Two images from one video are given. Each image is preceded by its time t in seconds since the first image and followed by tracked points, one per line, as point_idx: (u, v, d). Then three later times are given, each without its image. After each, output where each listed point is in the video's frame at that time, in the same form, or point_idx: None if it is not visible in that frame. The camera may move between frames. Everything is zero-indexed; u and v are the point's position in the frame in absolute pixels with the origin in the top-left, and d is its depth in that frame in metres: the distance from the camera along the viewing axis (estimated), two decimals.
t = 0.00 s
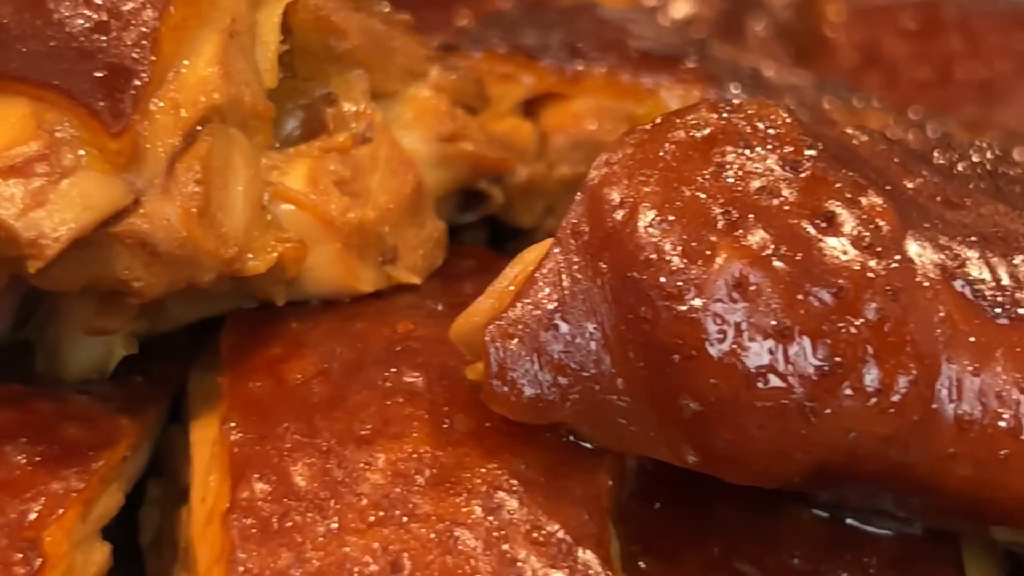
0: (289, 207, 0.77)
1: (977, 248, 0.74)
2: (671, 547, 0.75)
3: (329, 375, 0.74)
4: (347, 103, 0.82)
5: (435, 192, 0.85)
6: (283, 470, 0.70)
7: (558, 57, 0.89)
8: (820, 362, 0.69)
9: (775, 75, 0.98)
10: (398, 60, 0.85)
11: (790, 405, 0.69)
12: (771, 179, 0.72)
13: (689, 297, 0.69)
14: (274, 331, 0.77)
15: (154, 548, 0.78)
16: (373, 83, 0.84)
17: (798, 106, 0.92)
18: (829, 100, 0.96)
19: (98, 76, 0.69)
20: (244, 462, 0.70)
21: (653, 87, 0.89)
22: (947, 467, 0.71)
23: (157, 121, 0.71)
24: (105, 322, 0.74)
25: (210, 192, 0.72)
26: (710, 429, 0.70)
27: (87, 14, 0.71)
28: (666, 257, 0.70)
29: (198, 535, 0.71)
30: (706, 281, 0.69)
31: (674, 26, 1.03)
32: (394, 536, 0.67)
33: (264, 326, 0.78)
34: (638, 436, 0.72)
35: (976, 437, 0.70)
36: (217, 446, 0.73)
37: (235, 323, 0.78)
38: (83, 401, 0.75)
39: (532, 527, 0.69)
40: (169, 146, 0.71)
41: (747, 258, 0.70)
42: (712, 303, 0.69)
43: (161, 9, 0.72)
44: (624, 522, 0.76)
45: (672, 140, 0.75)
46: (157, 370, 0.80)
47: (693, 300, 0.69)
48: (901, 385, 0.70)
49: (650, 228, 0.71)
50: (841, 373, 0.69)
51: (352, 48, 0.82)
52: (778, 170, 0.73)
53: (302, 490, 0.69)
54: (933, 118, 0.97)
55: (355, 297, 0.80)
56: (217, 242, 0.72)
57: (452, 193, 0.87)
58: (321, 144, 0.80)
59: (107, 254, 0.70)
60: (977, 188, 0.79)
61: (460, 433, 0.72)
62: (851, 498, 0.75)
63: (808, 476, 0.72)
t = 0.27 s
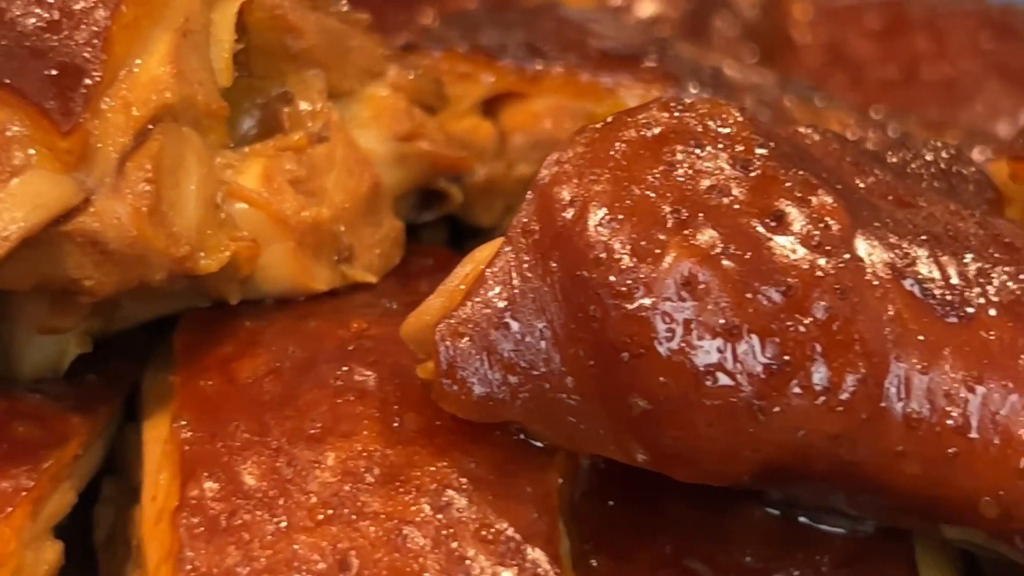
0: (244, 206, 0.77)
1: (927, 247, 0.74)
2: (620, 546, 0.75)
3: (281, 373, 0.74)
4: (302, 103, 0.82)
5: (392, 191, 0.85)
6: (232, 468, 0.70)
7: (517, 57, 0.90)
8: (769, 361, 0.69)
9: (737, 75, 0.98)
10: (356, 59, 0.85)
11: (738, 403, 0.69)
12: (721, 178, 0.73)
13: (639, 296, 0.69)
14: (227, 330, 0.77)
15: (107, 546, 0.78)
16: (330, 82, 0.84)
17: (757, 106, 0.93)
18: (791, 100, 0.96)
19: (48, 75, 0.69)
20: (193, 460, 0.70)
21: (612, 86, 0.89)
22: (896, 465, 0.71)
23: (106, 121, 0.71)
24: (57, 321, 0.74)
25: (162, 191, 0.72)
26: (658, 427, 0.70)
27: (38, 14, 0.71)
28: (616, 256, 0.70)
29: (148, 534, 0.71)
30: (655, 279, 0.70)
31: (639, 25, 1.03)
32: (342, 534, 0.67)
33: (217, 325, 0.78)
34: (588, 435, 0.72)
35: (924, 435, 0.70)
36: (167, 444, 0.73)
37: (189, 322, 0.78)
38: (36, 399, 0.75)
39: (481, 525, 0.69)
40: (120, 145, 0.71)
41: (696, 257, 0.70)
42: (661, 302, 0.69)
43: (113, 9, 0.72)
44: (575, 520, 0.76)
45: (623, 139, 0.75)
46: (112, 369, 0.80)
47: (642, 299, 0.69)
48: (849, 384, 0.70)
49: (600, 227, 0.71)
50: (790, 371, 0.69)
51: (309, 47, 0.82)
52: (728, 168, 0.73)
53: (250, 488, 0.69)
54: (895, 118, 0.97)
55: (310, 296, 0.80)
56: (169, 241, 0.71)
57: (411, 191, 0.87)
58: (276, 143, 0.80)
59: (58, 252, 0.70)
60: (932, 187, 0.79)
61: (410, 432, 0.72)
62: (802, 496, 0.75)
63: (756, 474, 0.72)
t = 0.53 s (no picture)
0: (195, 205, 0.77)
1: (875, 245, 0.74)
2: (572, 545, 0.75)
3: (231, 372, 0.75)
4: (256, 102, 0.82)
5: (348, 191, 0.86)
6: (178, 466, 0.70)
7: (476, 55, 0.90)
8: (715, 359, 0.70)
9: (697, 74, 0.98)
10: (312, 58, 0.85)
11: (685, 401, 0.70)
12: (669, 176, 0.73)
13: (586, 294, 0.69)
14: (178, 328, 0.78)
15: (59, 544, 0.78)
16: (285, 81, 0.84)
17: (715, 105, 0.93)
18: (750, 100, 0.97)
19: None
20: (140, 459, 0.71)
21: (570, 85, 0.89)
22: (842, 463, 0.71)
23: (54, 118, 0.70)
24: (8, 319, 0.74)
25: (111, 190, 0.72)
26: (605, 425, 0.70)
27: None
28: (563, 254, 0.70)
29: (96, 532, 0.71)
30: (601, 277, 0.70)
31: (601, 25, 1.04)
32: (289, 533, 0.68)
33: (169, 324, 0.78)
34: (536, 432, 0.72)
35: (871, 433, 0.71)
36: (116, 443, 0.73)
37: (141, 320, 0.79)
38: None
39: (428, 523, 0.69)
40: (67, 143, 0.70)
41: (643, 255, 0.70)
42: (608, 301, 0.69)
43: (63, 7, 0.71)
44: (525, 519, 0.76)
45: (573, 138, 0.75)
46: (66, 367, 0.80)
47: (589, 297, 0.69)
48: (795, 382, 0.70)
49: (547, 226, 0.71)
50: (736, 369, 0.70)
51: (264, 46, 0.82)
52: (677, 167, 0.73)
53: (198, 487, 0.69)
54: (854, 117, 0.98)
55: (263, 295, 0.80)
56: (118, 240, 0.72)
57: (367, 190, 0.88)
58: (230, 142, 0.80)
59: (5, 250, 0.69)
60: (881, 187, 0.79)
61: (359, 430, 0.72)
62: (752, 494, 0.76)
63: (704, 473, 0.73)
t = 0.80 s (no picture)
0: (147, 203, 0.76)
1: (825, 244, 0.74)
2: (524, 542, 0.75)
3: (181, 371, 0.75)
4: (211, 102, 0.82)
5: (305, 190, 0.86)
6: (127, 465, 0.70)
7: (434, 54, 0.90)
8: (662, 357, 0.70)
9: (659, 73, 0.99)
10: (268, 58, 0.85)
11: (632, 400, 0.70)
12: (618, 175, 0.73)
13: (534, 292, 0.69)
14: (130, 328, 0.78)
15: (11, 542, 0.79)
16: (240, 80, 0.84)
17: (675, 104, 0.93)
18: (711, 99, 0.97)
19: None
20: (89, 458, 0.71)
21: (528, 84, 0.89)
22: (791, 462, 0.72)
23: (3, 117, 0.70)
24: None
25: (61, 188, 0.71)
26: (553, 423, 0.71)
27: None
28: (512, 252, 0.70)
29: (45, 532, 0.71)
30: (550, 276, 0.70)
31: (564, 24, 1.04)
32: (237, 531, 0.68)
33: (122, 323, 0.78)
34: (485, 431, 0.72)
35: (819, 431, 0.71)
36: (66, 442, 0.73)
37: (93, 320, 0.79)
38: None
39: (376, 522, 0.69)
40: (18, 141, 0.70)
41: (591, 253, 0.70)
42: (556, 299, 0.69)
43: (12, 6, 0.71)
44: (476, 517, 0.76)
45: (523, 137, 0.76)
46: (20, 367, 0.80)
47: (537, 296, 0.69)
48: (742, 380, 0.70)
49: (497, 224, 0.71)
50: (684, 367, 0.70)
51: (219, 45, 0.82)
52: (625, 166, 0.74)
53: (145, 485, 0.69)
54: (814, 116, 0.98)
55: (217, 293, 0.80)
56: (68, 238, 0.71)
57: (324, 190, 0.88)
58: (184, 141, 0.80)
59: None
60: (833, 185, 0.80)
61: (308, 429, 0.73)
62: (704, 493, 0.76)
63: (653, 471, 0.73)
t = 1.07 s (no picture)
0: (101, 202, 0.76)
1: (777, 243, 0.74)
2: (477, 540, 0.76)
3: (134, 369, 0.75)
4: (169, 101, 0.82)
5: (262, 189, 0.85)
6: (77, 464, 0.70)
7: (395, 53, 0.90)
8: (612, 355, 0.70)
9: (621, 72, 0.99)
10: (226, 57, 0.85)
11: (582, 398, 0.70)
12: (570, 174, 0.73)
13: (485, 291, 0.70)
14: (84, 326, 0.78)
15: None
16: (198, 79, 0.84)
17: (636, 102, 0.93)
18: (673, 98, 0.97)
19: None
20: (39, 457, 0.71)
21: (488, 83, 0.89)
22: (741, 460, 0.72)
23: None
24: None
25: (13, 187, 0.70)
26: (503, 421, 0.71)
27: None
28: (463, 251, 0.70)
29: None
30: (500, 275, 0.70)
31: (529, 24, 1.04)
32: (186, 529, 0.68)
33: (76, 322, 0.79)
34: (436, 429, 0.72)
35: (769, 430, 0.71)
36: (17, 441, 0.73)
37: (48, 319, 0.79)
38: None
39: (326, 520, 0.70)
40: None
41: (542, 252, 0.70)
42: (506, 297, 0.69)
43: None
44: (429, 515, 0.76)
45: (476, 136, 0.76)
46: None
47: (487, 295, 0.69)
48: (692, 379, 0.71)
49: (448, 223, 0.71)
50: (634, 366, 0.70)
51: (177, 44, 0.82)
52: (577, 165, 0.74)
53: (95, 484, 0.70)
54: (776, 116, 0.98)
55: (172, 292, 0.80)
56: (20, 237, 0.71)
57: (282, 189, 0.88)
58: (140, 140, 0.80)
59: None
60: (787, 183, 0.80)
61: (260, 427, 0.73)
62: (657, 491, 0.76)
63: (603, 469, 0.73)
